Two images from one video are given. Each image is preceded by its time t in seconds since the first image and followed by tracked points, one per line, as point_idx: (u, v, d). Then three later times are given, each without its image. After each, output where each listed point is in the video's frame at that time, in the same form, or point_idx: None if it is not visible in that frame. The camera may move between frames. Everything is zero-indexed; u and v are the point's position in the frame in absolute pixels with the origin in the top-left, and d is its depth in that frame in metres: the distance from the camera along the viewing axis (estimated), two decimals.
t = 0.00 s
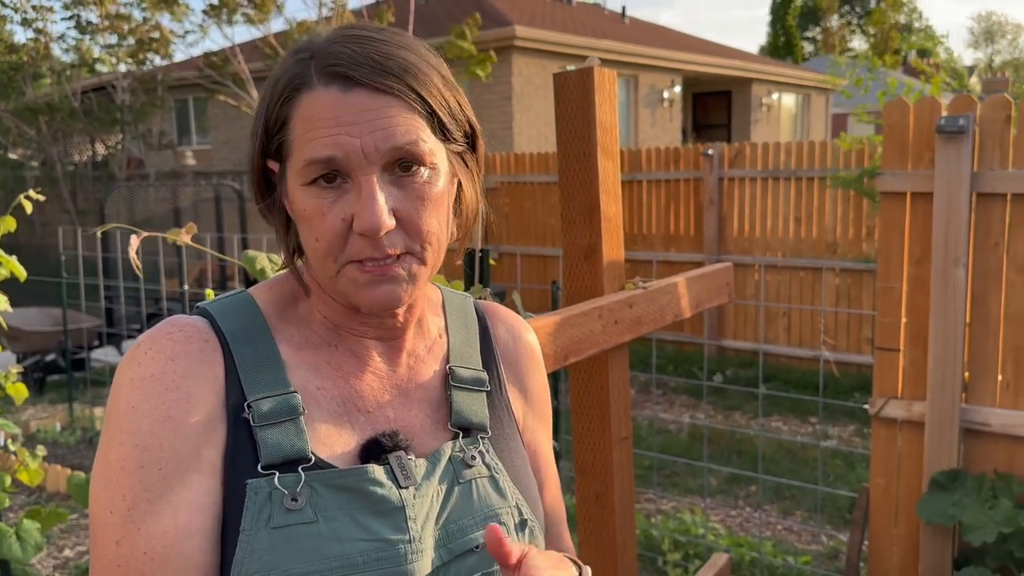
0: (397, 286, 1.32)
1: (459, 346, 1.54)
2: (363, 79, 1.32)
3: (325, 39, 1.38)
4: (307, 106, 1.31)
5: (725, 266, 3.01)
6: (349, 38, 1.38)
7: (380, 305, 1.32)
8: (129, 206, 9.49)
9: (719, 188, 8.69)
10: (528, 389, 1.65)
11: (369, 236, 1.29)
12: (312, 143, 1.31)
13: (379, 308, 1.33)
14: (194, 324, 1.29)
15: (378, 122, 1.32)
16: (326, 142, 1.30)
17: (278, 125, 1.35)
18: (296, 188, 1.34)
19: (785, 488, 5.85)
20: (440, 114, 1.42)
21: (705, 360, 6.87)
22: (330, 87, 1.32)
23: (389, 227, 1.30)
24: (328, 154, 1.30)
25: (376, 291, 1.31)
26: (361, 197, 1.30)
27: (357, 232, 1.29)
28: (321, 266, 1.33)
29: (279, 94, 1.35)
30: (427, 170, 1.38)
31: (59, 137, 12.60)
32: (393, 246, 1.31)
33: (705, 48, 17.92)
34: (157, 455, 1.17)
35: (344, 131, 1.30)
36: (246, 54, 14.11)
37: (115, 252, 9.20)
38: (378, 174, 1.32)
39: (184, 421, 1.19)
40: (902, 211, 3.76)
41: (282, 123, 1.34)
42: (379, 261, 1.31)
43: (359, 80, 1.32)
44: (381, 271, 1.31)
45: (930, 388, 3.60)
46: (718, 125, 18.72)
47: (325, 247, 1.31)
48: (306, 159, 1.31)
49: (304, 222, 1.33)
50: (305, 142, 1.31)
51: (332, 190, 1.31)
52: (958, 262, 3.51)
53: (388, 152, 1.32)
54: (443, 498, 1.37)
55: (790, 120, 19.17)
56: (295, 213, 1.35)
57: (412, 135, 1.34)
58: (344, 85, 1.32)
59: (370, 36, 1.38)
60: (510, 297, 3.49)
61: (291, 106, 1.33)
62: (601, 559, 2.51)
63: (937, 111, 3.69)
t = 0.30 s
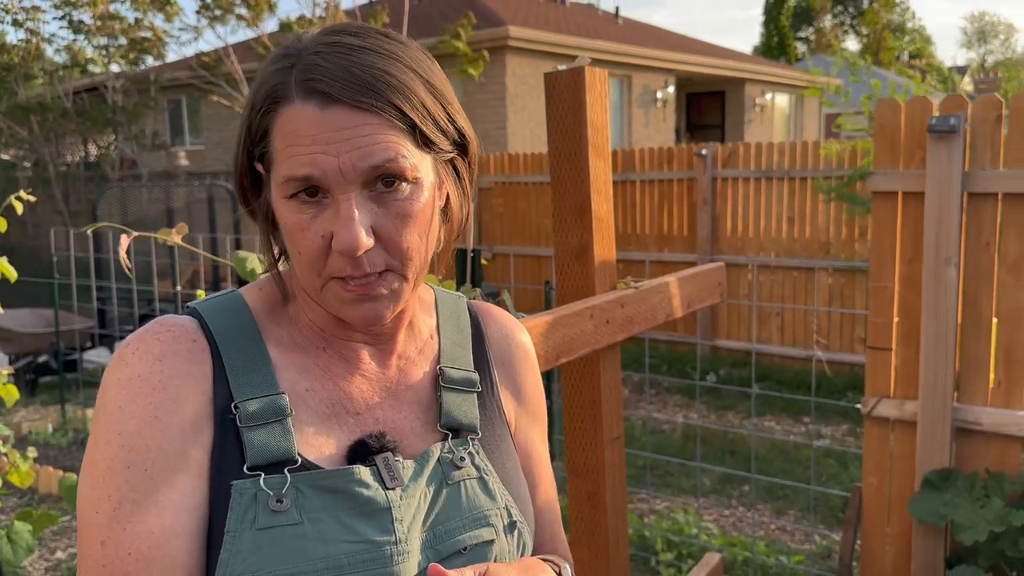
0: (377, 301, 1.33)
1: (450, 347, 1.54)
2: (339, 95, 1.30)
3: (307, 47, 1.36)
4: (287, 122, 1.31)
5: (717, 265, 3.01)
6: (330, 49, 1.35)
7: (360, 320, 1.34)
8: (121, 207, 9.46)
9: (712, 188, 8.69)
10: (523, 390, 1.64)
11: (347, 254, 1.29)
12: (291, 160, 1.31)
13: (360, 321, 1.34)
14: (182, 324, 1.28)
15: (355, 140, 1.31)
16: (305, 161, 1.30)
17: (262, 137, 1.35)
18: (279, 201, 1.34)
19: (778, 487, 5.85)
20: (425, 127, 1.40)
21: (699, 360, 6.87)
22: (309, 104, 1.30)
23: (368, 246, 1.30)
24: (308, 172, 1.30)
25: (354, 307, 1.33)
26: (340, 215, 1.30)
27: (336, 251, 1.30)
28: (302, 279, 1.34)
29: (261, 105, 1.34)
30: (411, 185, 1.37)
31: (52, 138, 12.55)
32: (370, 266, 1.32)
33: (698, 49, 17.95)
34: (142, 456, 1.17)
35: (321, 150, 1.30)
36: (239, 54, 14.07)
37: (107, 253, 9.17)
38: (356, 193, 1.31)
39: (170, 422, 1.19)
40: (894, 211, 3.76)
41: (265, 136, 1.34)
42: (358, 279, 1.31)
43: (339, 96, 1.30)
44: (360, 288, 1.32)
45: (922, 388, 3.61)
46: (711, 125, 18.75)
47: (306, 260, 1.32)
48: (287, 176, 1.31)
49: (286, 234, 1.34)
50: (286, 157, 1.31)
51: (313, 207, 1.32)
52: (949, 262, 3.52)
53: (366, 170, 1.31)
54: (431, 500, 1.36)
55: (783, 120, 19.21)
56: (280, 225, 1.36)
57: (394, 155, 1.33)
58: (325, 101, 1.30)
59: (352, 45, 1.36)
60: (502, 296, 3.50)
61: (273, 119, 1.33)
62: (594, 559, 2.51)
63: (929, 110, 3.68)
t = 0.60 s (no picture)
0: (406, 293, 1.34)
1: (433, 348, 1.53)
2: (384, 89, 1.32)
3: (327, 40, 1.34)
4: (329, 113, 1.28)
5: (710, 265, 3.01)
6: (357, 43, 1.35)
7: (392, 310, 1.33)
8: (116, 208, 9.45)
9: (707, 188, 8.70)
10: (507, 387, 1.64)
11: (392, 244, 1.30)
12: (334, 150, 1.28)
13: (381, 313, 1.33)
14: (159, 330, 1.28)
15: (405, 132, 1.32)
16: (354, 150, 1.28)
17: (287, 127, 1.29)
18: (303, 193, 1.29)
19: (773, 487, 5.86)
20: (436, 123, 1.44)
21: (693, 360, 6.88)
22: (354, 95, 1.30)
23: (410, 238, 1.32)
24: (357, 162, 1.28)
25: (387, 297, 1.32)
26: (385, 205, 1.30)
27: (380, 241, 1.29)
28: (329, 272, 1.31)
29: (290, 93, 1.28)
30: (431, 177, 1.39)
31: (46, 138, 12.52)
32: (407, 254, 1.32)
33: (693, 49, 17.96)
34: (119, 463, 1.17)
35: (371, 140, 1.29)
36: (234, 54, 14.05)
37: (101, 254, 9.14)
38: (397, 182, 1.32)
39: (146, 430, 1.18)
40: (887, 210, 3.77)
41: (292, 126, 1.28)
42: (395, 269, 1.31)
43: (380, 87, 1.31)
44: (397, 278, 1.31)
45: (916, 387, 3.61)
46: (706, 126, 18.77)
47: (338, 251, 1.29)
48: (328, 166, 1.28)
49: (311, 227, 1.29)
50: (322, 148, 1.28)
51: (351, 199, 1.29)
52: (943, 261, 3.53)
53: (411, 161, 1.33)
54: (413, 501, 1.36)
55: (778, 121, 19.23)
56: (297, 218, 1.30)
57: (427, 146, 1.36)
58: (365, 92, 1.30)
59: (375, 42, 1.38)
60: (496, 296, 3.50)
61: (305, 110, 1.28)
62: (587, 559, 2.51)
63: (922, 113, 3.70)
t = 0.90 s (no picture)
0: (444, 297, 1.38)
1: (416, 347, 1.52)
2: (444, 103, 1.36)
3: (379, 47, 1.34)
4: (411, 124, 1.30)
5: (706, 266, 3.00)
6: (405, 54, 1.37)
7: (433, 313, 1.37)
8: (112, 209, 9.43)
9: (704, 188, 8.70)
10: (488, 382, 1.64)
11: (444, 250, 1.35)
12: (413, 161, 1.30)
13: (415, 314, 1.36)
14: (139, 336, 1.27)
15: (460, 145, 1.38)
16: (432, 160, 1.32)
17: (365, 134, 1.27)
18: (370, 199, 1.28)
19: (770, 487, 5.86)
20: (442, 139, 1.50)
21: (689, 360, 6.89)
22: (425, 108, 1.33)
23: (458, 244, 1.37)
24: (432, 172, 1.32)
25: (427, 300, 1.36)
26: (443, 213, 1.35)
27: (435, 246, 1.33)
28: (381, 278, 1.31)
29: (369, 102, 1.27)
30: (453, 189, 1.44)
31: (42, 138, 12.49)
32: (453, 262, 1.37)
33: (690, 49, 17.96)
34: (101, 473, 1.17)
35: (444, 154, 1.33)
36: (231, 54, 14.03)
37: (97, 255, 9.12)
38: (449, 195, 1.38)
39: (127, 440, 1.18)
40: (884, 210, 3.77)
41: (372, 134, 1.27)
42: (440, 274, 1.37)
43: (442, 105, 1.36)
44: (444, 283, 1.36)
45: (912, 387, 3.61)
46: (703, 126, 18.78)
47: (397, 258, 1.31)
48: (407, 176, 1.29)
49: (372, 233, 1.29)
50: (403, 158, 1.29)
51: (412, 207, 1.31)
52: (939, 261, 3.53)
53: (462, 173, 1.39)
54: (399, 499, 1.36)
55: (775, 121, 19.24)
56: (357, 224, 1.28)
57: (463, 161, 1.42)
58: (432, 106, 1.34)
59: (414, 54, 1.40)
60: (493, 297, 3.50)
61: (384, 119, 1.28)
62: (583, 559, 2.51)
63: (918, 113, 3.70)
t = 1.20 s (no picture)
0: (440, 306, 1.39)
1: (404, 349, 1.53)
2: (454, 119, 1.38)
3: (397, 60, 1.35)
4: (428, 136, 1.31)
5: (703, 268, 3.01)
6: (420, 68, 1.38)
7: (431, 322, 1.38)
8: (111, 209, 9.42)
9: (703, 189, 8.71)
10: (475, 384, 1.64)
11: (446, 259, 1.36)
12: (426, 171, 1.31)
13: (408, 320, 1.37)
14: (129, 343, 1.26)
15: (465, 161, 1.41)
16: (442, 172, 1.33)
17: (385, 142, 1.28)
18: (381, 206, 1.29)
19: (769, 488, 5.86)
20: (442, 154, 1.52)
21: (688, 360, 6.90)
22: (439, 122, 1.35)
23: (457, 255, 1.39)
24: (441, 183, 1.33)
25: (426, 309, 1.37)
26: (446, 224, 1.36)
27: (436, 255, 1.35)
28: (385, 285, 1.32)
29: (389, 111, 1.28)
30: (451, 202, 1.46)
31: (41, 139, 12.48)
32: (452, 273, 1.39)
33: (689, 49, 17.99)
34: (93, 480, 1.17)
35: (453, 167, 1.35)
36: (229, 55, 14.02)
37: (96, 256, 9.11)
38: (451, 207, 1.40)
39: (119, 447, 1.18)
40: (882, 211, 3.77)
41: (391, 142, 1.28)
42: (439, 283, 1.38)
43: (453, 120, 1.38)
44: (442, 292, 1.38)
45: (910, 388, 3.62)
46: (701, 126, 18.80)
47: (402, 265, 1.32)
48: (419, 186, 1.30)
49: (381, 239, 1.29)
50: (417, 168, 1.30)
51: (419, 215, 1.33)
52: (937, 262, 3.53)
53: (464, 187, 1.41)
54: (390, 500, 1.36)
55: (774, 121, 19.26)
56: (366, 229, 1.29)
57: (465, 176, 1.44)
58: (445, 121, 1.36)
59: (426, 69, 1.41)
60: (490, 298, 3.50)
61: (403, 129, 1.29)
62: (581, 561, 2.50)
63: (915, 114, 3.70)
